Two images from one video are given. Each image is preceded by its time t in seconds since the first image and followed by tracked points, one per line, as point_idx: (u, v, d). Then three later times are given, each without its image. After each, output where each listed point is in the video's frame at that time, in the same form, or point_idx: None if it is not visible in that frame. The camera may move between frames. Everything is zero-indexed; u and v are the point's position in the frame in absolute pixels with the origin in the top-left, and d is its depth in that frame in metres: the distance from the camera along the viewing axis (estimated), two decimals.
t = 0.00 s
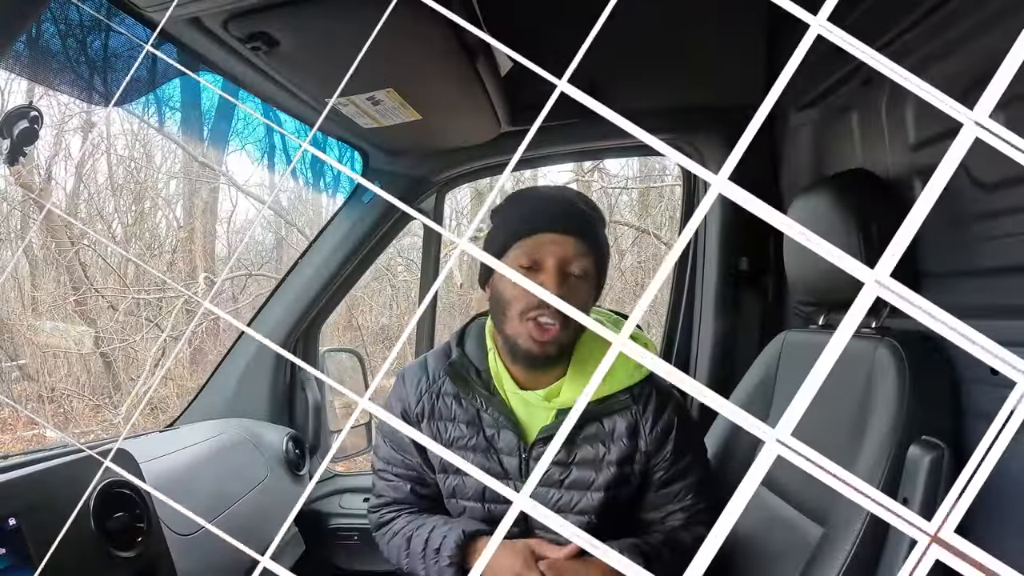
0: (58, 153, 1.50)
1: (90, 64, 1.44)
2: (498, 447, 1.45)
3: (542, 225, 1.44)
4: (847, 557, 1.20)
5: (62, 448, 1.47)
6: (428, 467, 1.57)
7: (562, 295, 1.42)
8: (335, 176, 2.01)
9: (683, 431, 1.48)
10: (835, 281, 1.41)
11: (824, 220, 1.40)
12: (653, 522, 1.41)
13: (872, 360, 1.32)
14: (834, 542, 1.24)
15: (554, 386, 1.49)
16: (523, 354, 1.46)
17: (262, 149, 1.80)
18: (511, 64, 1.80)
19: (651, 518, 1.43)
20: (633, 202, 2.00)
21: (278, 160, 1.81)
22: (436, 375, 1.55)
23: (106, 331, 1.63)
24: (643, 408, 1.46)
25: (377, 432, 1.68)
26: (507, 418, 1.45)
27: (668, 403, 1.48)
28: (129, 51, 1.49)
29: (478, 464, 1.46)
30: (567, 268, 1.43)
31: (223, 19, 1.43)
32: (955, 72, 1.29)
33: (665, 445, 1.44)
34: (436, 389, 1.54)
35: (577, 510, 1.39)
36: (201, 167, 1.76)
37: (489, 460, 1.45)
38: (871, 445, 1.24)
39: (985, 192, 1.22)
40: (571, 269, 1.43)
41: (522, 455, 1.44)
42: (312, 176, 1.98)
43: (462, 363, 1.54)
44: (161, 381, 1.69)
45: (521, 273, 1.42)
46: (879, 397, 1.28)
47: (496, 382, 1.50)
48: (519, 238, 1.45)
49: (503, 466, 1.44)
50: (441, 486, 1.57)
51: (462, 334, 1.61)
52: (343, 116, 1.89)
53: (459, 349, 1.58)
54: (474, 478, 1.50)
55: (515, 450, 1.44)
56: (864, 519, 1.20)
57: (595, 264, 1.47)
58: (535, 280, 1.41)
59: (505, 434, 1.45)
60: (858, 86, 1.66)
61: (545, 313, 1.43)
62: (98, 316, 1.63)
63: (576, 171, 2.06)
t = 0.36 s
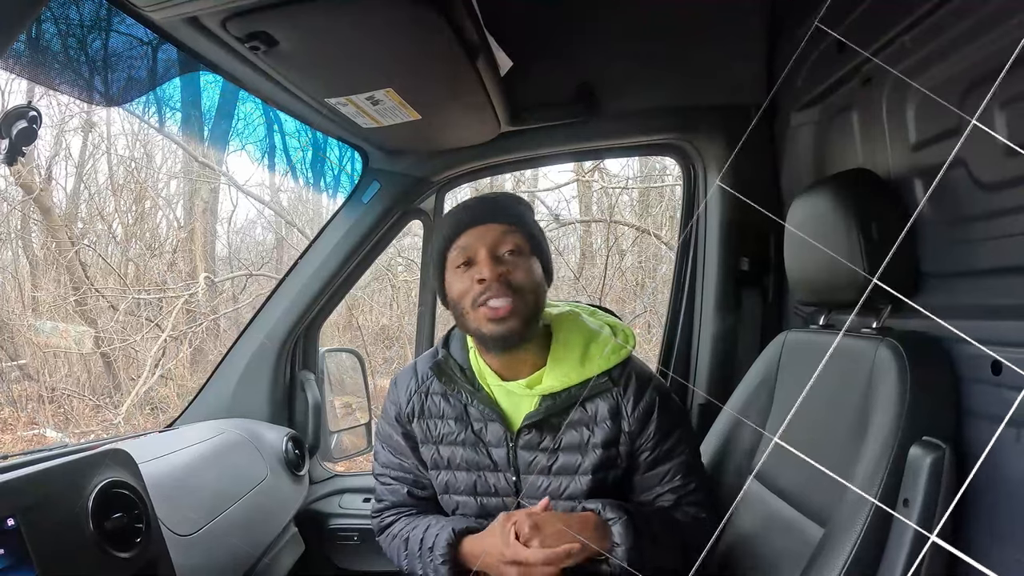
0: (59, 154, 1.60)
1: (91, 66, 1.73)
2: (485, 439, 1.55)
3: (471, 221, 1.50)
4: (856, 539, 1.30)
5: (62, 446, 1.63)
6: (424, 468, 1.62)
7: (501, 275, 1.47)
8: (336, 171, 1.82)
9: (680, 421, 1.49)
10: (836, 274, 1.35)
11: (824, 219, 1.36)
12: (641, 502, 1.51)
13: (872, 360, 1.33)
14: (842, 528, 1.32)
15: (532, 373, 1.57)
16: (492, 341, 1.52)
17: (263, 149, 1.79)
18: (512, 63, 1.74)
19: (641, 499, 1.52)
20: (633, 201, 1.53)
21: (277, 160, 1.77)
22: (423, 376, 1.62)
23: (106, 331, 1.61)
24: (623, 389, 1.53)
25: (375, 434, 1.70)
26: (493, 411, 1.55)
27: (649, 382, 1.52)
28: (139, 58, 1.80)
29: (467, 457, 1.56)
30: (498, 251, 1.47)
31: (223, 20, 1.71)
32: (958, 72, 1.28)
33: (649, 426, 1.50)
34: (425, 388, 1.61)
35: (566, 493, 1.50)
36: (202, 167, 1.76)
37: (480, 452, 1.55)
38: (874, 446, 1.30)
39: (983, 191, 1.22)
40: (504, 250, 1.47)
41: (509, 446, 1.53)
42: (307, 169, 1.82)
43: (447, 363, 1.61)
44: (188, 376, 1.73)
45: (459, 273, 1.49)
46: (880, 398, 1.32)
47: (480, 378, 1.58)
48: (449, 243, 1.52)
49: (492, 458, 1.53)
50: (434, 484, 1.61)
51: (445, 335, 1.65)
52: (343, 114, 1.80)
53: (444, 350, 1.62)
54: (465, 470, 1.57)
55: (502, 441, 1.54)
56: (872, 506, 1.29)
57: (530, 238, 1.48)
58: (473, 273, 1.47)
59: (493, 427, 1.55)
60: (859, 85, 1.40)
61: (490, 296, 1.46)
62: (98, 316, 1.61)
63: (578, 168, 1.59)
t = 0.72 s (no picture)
0: (59, 154, 1.46)
1: (90, 65, 1.43)
2: (478, 439, 1.54)
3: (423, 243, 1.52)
4: (856, 539, 1.19)
5: (61, 446, 1.47)
6: (421, 473, 1.62)
7: (462, 287, 1.46)
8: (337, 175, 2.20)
9: (661, 407, 1.57)
10: (836, 273, 1.40)
11: (828, 219, 1.40)
12: (635, 489, 1.55)
13: (873, 360, 1.32)
14: (842, 529, 1.23)
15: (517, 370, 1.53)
16: (471, 356, 1.46)
17: (264, 149, 1.97)
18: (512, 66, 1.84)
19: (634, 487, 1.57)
20: (633, 202, 2.22)
21: (277, 161, 2.02)
22: (415, 382, 1.64)
23: (106, 330, 1.63)
24: (608, 378, 1.55)
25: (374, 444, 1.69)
26: (482, 410, 1.53)
27: (632, 370, 1.57)
28: (139, 58, 1.51)
29: (461, 457, 1.55)
30: (457, 265, 1.49)
31: (222, 20, 1.40)
32: (958, 71, 1.28)
33: (635, 412, 1.54)
34: (415, 395, 1.62)
35: (559, 485, 1.50)
36: (201, 167, 1.83)
37: (473, 453, 1.54)
38: (875, 446, 1.23)
39: (984, 191, 1.22)
40: (461, 264, 1.49)
41: (501, 443, 1.52)
42: (313, 176, 2.14)
43: (433, 369, 1.60)
44: (193, 376, 2.00)
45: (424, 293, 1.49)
46: (880, 398, 1.27)
47: (466, 381, 1.57)
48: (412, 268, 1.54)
49: (485, 456, 1.53)
50: (431, 487, 1.61)
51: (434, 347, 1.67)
52: (344, 117, 1.96)
53: (432, 357, 1.63)
54: (459, 470, 1.55)
55: (494, 439, 1.52)
56: (875, 504, 1.19)
57: (486, 249, 1.52)
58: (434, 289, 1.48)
59: (484, 426, 1.53)
60: (858, 86, 1.68)
61: (455, 308, 1.44)
62: (99, 316, 1.61)
63: (577, 171, 2.24)
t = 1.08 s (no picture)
0: (60, 154, 1.49)
1: (91, 65, 1.43)
2: (485, 434, 1.54)
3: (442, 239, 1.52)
4: (856, 539, 1.19)
5: (62, 445, 1.46)
6: (427, 468, 1.61)
7: (477, 291, 1.47)
8: (337, 175, 2.20)
9: (665, 409, 1.58)
10: (837, 273, 1.40)
11: (829, 219, 1.40)
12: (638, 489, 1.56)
13: (873, 360, 1.32)
14: (842, 529, 1.23)
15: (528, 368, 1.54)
16: (476, 357, 1.49)
17: (264, 149, 1.97)
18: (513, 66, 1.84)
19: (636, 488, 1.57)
20: (634, 203, 2.22)
21: (279, 160, 2.02)
22: (424, 377, 1.63)
23: (107, 330, 1.63)
24: (616, 378, 1.56)
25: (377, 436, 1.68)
26: (491, 406, 1.53)
27: (640, 371, 1.58)
28: (140, 57, 1.51)
29: (469, 452, 1.54)
30: (474, 268, 1.49)
31: (223, 19, 1.40)
32: (959, 72, 1.28)
33: (640, 413, 1.54)
34: (424, 388, 1.61)
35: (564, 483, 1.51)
36: (202, 167, 1.83)
37: (479, 448, 1.54)
38: (874, 446, 1.23)
39: (984, 191, 1.22)
40: (478, 267, 1.49)
41: (509, 438, 1.52)
42: (313, 175, 2.14)
43: (443, 363, 1.60)
44: (194, 375, 2.00)
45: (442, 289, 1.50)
46: (880, 397, 1.27)
47: (476, 377, 1.57)
48: (432, 261, 1.54)
49: (492, 451, 1.53)
50: (438, 481, 1.59)
51: (443, 341, 1.67)
52: (345, 117, 1.96)
53: (441, 352, 1.63)
54: (466, 465, 1.55)
55: (501, 434, 1.52)
56: (875, 503, 1.19)
57: (506, 253, 1.52)
58: (451, 289, 1.48)
59: (492, 421, 1.53)
60: (859, 86, 1.68)
61: (467, 312, 1.47)
62: (99, 316, 1.61)
63: (578, 171, 2.24)
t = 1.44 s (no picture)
0: (60, 154, 1.50)
1: (92, 66, 1.43)
2: (494, 431, 1.54)
3: (519, 221, 1.60)
4: (856, 539, 1.19)
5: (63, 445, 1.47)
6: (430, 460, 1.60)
7: (538, 278, 1.54)
8: (338, 176, 2.20)
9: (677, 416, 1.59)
10: (837, 273, 1.40)
11: (829, 220, 1.41)
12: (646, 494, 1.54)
13: (874, 360, 1.32)
14: (842, 529, 1.23)
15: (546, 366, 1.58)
16: (509, 335, 1.54)
17: (264, 149, 1.97)
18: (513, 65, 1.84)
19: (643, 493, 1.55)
20: (635, 202, 2.21)
21: (280, 159, 2.02)
22: (434, 369, 1.64)
23: (108, 330, 1.63)
24: (631, 383, 1.59)
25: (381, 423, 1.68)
26: (504, 403, 1.54)
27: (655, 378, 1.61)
28: (141, 57, 1.51)
29: (476, 448, 1.53)
30: (543, 257, 1.57)
31: (224, 19, 1.40)
32: (959, 72, 1.28)
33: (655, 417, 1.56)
34: (435, 380, 1.62)
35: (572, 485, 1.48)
36: (202, 167, 1.83)
37: (487, 445, 1.53)
38: (874, 445, 1.23)
39: (985, 191, 1.22)
40: (547, 257, 1.57)
41: (518, 436, 1.52)
42: (313, 175, 2.14)
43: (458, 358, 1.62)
44: (194, 376, 2.00)
45: (502, 262, 1.57)
46: (880, 397, 1.27)
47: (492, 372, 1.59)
48: (500, 234, 1.62)
49: (499, 449, 1.52)
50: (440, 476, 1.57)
51: (456, 335, 1.69)
52: (345, 117, 1.96)
53: (455, 346, 1.64)
54: (472, 461, 1.53)
55: (512, 432, 1.52)
56: (875, 504, 1.19)
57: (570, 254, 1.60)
58: (513, 265, 1.56)
59: (503, 418, 1.53)
60: (859, 86, 1.68)
61: (520, 292, 1.53)
62: (100, 316, 1.62)
63: (578, 171, 2.24)
